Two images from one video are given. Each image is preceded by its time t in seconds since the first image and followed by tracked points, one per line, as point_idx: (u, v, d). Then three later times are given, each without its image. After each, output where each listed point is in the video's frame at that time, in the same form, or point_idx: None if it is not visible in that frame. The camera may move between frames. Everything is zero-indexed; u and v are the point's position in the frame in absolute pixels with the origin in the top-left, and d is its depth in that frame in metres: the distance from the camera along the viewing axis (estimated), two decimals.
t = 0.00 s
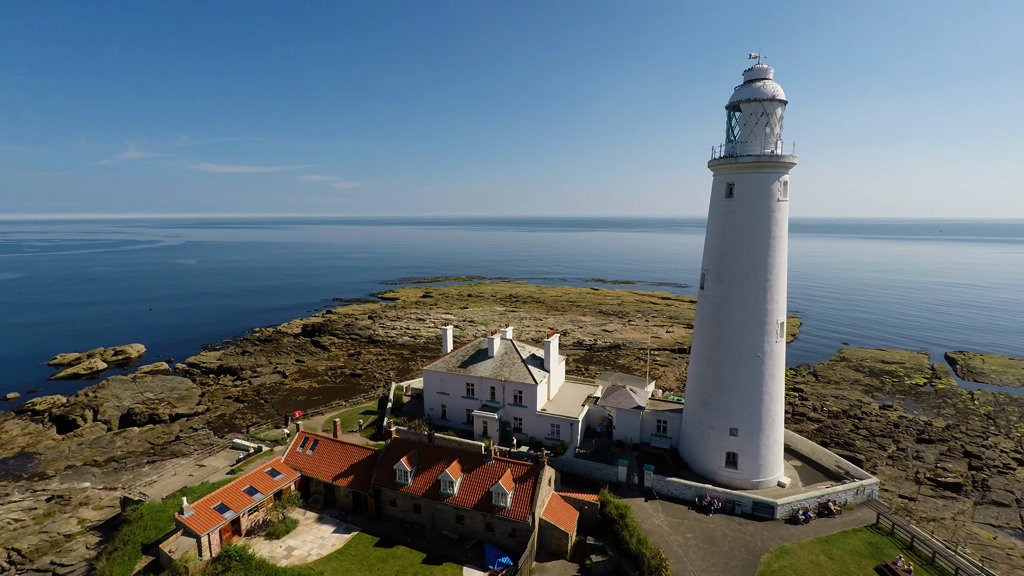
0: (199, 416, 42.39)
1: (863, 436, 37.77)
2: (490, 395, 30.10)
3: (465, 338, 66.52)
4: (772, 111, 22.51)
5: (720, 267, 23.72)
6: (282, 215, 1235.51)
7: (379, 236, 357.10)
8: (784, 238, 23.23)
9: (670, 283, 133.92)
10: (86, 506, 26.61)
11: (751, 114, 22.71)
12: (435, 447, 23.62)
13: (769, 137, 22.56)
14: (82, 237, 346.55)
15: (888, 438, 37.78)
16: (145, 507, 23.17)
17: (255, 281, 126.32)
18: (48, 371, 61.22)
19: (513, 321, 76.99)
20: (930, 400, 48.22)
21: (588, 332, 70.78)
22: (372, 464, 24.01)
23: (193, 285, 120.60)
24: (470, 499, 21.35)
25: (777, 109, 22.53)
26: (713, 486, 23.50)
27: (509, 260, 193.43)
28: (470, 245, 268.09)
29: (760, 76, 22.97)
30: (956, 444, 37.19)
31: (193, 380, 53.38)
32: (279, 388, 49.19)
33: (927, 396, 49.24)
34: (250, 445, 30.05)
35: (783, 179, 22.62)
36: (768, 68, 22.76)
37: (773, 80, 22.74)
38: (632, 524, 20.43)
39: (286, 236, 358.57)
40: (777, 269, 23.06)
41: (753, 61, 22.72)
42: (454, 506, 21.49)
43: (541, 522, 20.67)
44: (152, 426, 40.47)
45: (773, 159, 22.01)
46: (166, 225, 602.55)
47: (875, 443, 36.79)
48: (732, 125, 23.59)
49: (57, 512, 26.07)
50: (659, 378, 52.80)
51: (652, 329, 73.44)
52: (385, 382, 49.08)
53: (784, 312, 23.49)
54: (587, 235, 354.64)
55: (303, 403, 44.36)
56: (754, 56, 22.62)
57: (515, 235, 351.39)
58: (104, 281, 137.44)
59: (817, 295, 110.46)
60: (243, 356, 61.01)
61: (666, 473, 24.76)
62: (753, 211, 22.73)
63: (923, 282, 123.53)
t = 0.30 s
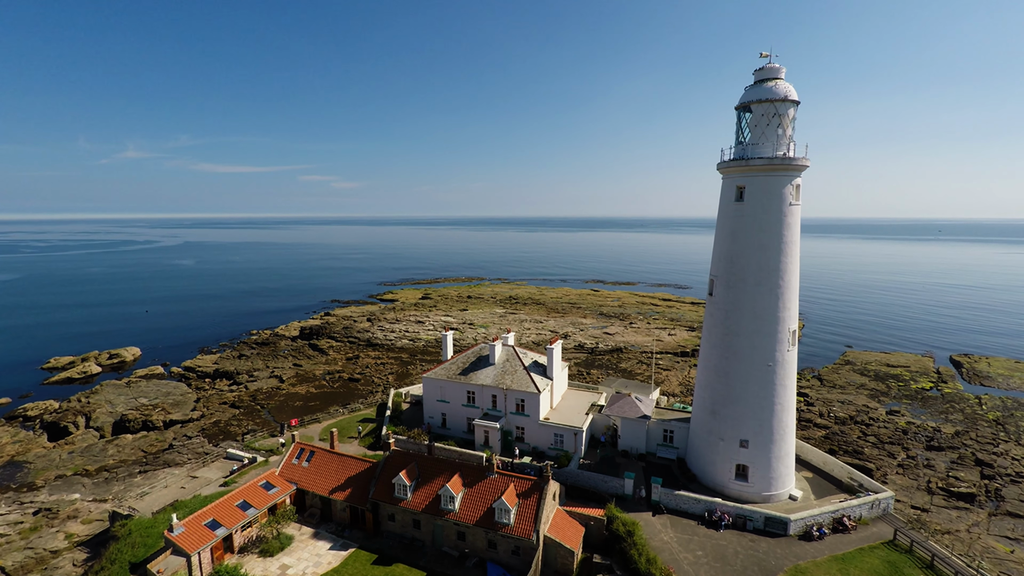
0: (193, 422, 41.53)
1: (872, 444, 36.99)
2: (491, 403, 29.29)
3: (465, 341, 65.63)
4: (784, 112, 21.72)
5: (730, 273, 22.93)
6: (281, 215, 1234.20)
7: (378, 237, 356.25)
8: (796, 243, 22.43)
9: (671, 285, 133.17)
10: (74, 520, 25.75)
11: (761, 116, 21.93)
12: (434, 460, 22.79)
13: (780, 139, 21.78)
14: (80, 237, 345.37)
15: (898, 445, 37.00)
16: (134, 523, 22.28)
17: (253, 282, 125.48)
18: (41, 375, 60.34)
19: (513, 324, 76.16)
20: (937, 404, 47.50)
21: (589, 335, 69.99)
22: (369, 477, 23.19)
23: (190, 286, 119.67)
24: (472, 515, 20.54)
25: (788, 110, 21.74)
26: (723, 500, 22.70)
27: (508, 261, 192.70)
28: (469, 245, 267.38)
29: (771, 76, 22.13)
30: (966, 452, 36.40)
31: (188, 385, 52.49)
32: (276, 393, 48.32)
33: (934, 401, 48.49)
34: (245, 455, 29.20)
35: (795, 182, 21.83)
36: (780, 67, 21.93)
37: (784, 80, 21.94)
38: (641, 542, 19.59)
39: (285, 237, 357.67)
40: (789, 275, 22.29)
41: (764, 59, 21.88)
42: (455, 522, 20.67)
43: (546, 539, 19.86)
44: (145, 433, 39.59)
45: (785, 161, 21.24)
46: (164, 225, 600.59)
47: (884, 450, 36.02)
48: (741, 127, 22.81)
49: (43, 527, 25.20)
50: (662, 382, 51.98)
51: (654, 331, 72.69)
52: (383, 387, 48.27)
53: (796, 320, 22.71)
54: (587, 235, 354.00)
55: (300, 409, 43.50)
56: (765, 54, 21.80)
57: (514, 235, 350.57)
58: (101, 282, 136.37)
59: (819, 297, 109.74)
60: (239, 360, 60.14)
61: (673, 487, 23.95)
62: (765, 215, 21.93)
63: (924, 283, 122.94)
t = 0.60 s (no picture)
0: (187, 429, 40.64)
1: (880, 451, 36.31)
2: (492, 412, 28.47)
3: (464, 344, 64.75)
4: (796, 113, 20.97)
5: (740, 279, 22.16)
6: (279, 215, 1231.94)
7: (376, 237, 354.99)
8: (809, 248, 21.66)
9: (671, 285, 132.42)
10: (60, 535, 24.84)
11: (773, 117, 21.18)
12: (434, 473, 21.95)
13: (792, 141, 21.03)
14: (76, 237, 343.43)
15: (906, 452, 36.31)
16: (122, 540, 21.40)
17: (250, 283, 124.46)
18: (33, 380, 59.37)
19: (513, 326, 75.36)
20: (943, 409, 46.86)
21: (589, 337, 69.26)
22: (366, 491, 22.32)
23: (186, 288, 118.57)
24: (473, 532, 19.74)
25: (801, 110, 20.96)
26: (733, 514, 21.93)
27: (507, 261, 191.93)
28: (468, 245, 266.57)
29: (782, 76, 21.37)
30: (976, 459, 35.70)
31: (182, 390, 51.53)
32: (271, 399, 47.46)
33: (940, 405, 47.83)
34: (238, 466, 28.30)
35: (808, 186, 21.05)
36: (792, 66, 21.17)
37: (797, 79, 21.15)
38: (650, 562, 18.87)
39: (282, 237, 356.11)
40: (801, 282, 21.51)
41: (774, 58, 21.12)
42: (456, 540, 19.84)
43: (551, 559, 19.06)
44: (137, 440, 38.67)
45: (798, 164, 20.47)
46: (161, 224, 597.91)
47: (892, 457, 35.34)
48: (752, 128, 22.08)
49: (28, 542, 24.29)
50: (664, 387, 51.15)
51: (655, 333, 71.99)
52: (381, 393, 47.45)
53: (808, 328, 21.93)
54: (585, 235, 353.27)
55: (296, 415, 42.58)
56: (775, 53, 21.04)
57: (513, 236, 349.75)
58: (95, 284, 134.97)
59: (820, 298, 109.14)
60: (235, 364, 59.24)
61: (681, 500, 23.20)
62: (776, 219, 21.16)
63: (925, 284, 122.38)
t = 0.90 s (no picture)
0: (181, 437, 39.74)
1: (889, 459, 35.55)
2: (494, 421, 27.67)
3: (464, 347, 63.89)
4: (810, 114, 20.22)
5: (751, 286, 21.37)
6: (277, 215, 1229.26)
7: (374, 237, 353.67)
8: (823, 254, 20.86)
9: (671, 287, 131.60)
10: (46, 551, 23.93)
11: (786, 118, 20.43)
12: (434, 488, 21.10)
13: (806, 143, 20.28)
14: (73, 237, 341.63)
15: (915, 460, 35.54)
16: (108, 558, 20.52)
17: (247, 285, 123.29)
18: (25, 384, 58.33)
19: (513, 328, 74.49)
20: (951, 414, 46.12)
21: (591, 340, 68.42)
22: (364, 507, 21.47)
23: (183, 289, 117.47)
24: (475, 551, 18.93)
25: (815, 111, 20.20)
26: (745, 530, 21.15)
27: (507, 262, 190.93)
28: (467, 245, 265.44)
29: (795, 75, 20.59)
30: (987, 467, 34.93)
31: (177, 395, 50.58)
32: (267, 404, 46.55)
33: (947, 410, 47.08)
34: (232, 478, 27.41)
35: (822, 190, 20.29)
36: (805, 65, 20.38)
37: (810, 79, 20.37)
38: None
39: (280, 237, 354.56)
40: (815, 289, 20.73)
41: (787, 57, 20.33)
42: (457, 559, 19.02)
43: None
44: (129, 448, 37.73)
45: (812, 167, 19.69)
46: (161, 224, 597.59)
47: (902, 466, 34.55)
48: (764, 130, 21.35)
49: (12, 559, 23.37)
50: (667, 392, 50.33)
51: (657, 336, 71.19)
52: (379, 398, 46.61)
53: (822, 337, 21.17)
54: (584, 235, 352.26)
55: (293, 422, 41.70)
56: (788, 52, 20.26)
57: (512, 236, 348.61)
58: (92, 285, 133.83)
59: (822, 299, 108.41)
60: (231, 368, 58.32)
61: (690, 515, 22.43)
62: (790, 224, 20.36)
63: (926, 286, 121.83)
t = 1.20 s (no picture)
0: (173, 444, 38.82)
1: (897, 467, 34.87)
2: (495, 431, 26.87)
3: (463, 350, 63.06)
4: (824, 115, 19.50)
5: (762, 294, 20.62)
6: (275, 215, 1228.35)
7: (372, 237, 352.41)
8: (837, 261, 20.08)
9: (670, 288, 130.90)
10: (29, 569, 23.02)
11: (799, 119, 19.70)
12: (433, 504, 20.22)
13: (820, 146, 19.52)
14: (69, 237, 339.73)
15: (924, 468, 34.84)
16: None
17: (244, 286, 122.25)
18: (16, 389, 57.25)
19: (512, 331, 73.67)
20: (957, 419, 45.48)
21: (591, 343, 67.71)
22: (360, 523, 20.63)
23: (179, 291, 116.42)
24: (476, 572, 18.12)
25: (830, 112, 19.46)
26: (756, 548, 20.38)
27: (505, 262, 190.09)
28: (465, 246, 264.57)
29: (810, 75, 19.82)
30: (998, 475, 34.23)
31: (171, 400, 49.65)
32: (262, 410, 45.64)
33: (953, 415, 46.46)
34: (224, 491, 26.55)
35: (837, 194, 19.52)
36: (820, 64, 19.61)
37: (825, 79, 19.61)
38: None
39: (277, 237, 353.07)
40: (828, 297, 19.96)
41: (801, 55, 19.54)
42: None
43: None
44: (119, 457, 36.75)
45: (827, 171, 18.94)
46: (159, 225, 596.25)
47: (911, 474, 33.85)
48: (776, 131, 20.63)
49: None
50: (670, 396, 49.56)
51: (657, 339, 70.47)
52: (377, 404, 45.77)
53: (835, 346, 20.40)
54: (583, 236, 351.61)
55: (288, 429, 40.84)
56: (802, 50, 19.49)
57: (510, 236, 347.80)
58: (87, 286, 132.56)
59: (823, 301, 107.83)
60: (226, 372, 57.35)
61: (699, 532, 21.65)
62: (802, 230, 19.60)
63: (927, 287, 121.37)
